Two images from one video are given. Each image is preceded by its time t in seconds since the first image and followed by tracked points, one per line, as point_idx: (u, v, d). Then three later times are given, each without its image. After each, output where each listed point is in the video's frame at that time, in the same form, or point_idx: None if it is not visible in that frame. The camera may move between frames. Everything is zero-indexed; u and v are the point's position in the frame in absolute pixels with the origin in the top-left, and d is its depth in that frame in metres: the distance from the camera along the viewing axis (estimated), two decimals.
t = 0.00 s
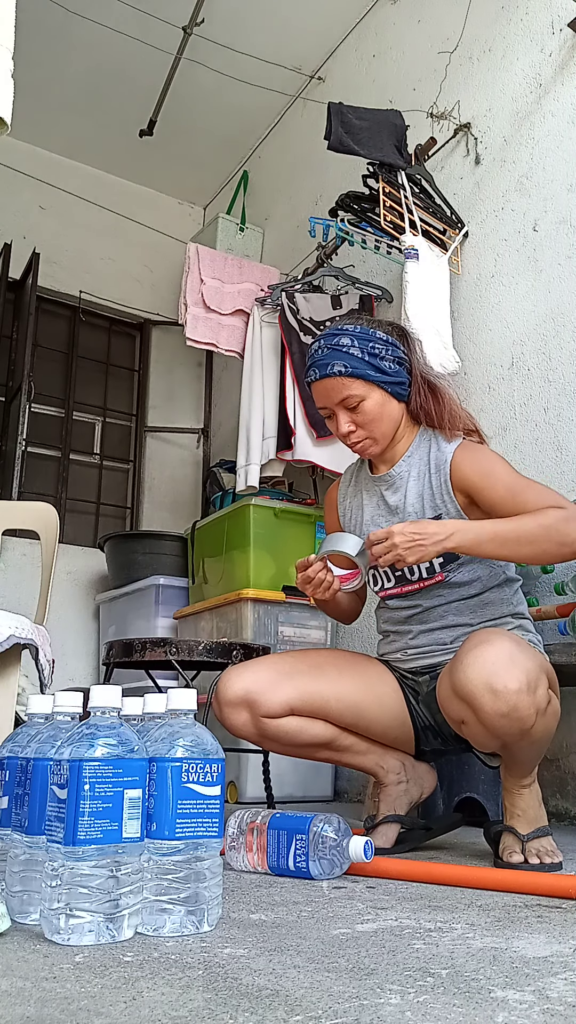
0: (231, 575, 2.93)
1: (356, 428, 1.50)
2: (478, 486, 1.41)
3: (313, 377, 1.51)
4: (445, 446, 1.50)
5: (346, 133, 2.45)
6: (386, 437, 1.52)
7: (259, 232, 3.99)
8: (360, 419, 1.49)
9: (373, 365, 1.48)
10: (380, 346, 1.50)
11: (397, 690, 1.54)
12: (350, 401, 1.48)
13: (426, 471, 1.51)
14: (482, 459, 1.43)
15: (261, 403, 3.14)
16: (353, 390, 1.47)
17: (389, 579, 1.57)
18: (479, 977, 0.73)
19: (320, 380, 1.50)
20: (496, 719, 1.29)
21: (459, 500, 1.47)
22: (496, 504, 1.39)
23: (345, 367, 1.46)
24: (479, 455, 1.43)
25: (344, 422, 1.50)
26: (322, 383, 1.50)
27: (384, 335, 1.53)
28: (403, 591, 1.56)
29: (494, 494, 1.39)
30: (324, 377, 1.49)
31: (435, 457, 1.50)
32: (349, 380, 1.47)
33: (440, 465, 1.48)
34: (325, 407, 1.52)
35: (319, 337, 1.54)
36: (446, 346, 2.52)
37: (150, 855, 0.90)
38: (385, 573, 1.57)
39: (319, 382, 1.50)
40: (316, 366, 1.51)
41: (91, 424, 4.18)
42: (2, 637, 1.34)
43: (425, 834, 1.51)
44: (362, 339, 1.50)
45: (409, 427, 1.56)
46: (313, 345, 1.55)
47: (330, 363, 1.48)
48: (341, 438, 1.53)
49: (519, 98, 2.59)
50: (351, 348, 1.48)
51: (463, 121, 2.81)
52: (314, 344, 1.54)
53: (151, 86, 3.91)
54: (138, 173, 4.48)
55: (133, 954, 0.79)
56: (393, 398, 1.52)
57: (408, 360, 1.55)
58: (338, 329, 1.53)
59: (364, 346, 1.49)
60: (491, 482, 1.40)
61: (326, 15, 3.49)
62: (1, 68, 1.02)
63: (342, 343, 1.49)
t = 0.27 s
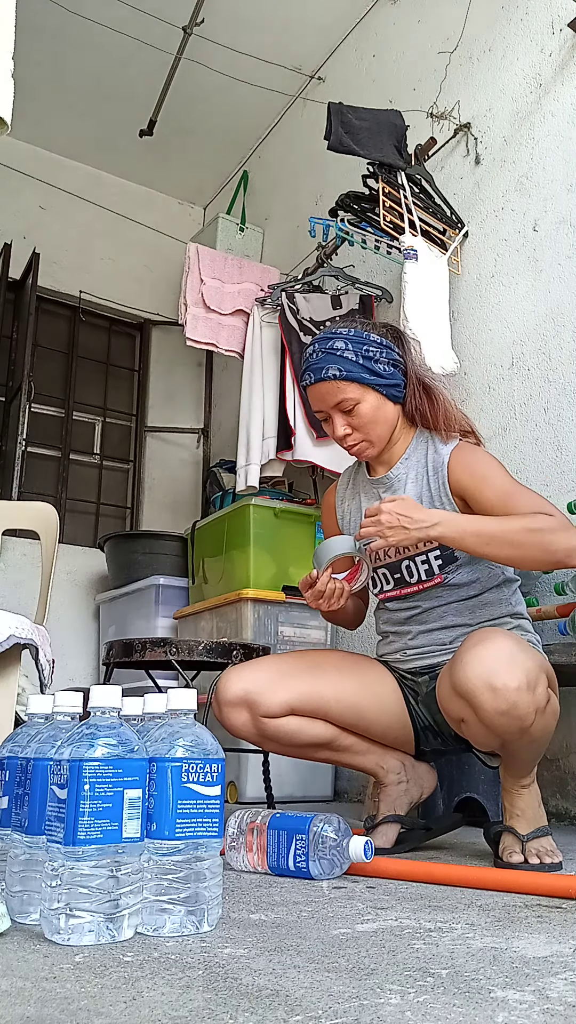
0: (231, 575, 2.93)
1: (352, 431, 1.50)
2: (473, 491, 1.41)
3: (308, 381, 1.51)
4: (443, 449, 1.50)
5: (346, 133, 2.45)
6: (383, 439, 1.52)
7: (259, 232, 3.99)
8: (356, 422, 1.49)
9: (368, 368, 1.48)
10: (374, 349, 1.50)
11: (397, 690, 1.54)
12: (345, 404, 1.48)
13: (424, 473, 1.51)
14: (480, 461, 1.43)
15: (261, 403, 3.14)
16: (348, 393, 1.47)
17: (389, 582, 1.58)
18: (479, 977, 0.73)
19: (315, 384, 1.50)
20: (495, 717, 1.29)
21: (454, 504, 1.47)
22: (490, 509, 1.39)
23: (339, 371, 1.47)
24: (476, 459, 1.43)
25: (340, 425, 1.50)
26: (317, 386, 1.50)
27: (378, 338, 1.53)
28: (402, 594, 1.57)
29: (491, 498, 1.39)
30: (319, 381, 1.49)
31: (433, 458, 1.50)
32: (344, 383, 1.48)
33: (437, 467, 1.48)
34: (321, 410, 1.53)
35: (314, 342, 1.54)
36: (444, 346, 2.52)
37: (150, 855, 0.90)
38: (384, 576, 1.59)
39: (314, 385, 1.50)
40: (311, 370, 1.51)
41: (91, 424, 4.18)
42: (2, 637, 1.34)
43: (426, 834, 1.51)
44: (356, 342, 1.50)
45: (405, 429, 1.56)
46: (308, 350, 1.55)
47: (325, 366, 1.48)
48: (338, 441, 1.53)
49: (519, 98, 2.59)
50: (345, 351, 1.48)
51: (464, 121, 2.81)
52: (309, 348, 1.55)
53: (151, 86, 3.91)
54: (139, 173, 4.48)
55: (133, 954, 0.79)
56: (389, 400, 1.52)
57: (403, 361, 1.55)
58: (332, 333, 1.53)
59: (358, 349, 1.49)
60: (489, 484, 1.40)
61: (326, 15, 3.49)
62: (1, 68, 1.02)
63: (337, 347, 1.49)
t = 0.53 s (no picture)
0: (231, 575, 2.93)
1: (351, 433, 1.50)
2: (471, 491, 1.41)
3: (305, 385, 1.51)
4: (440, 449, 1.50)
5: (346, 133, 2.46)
6: (381, 441, 1.52)
7: (259, 232, 3.99)
8: (354, 424, 1.49)
9: (365, 370, 1.48)
10: (370, 351, 1.50)
11: (396, 691, 1.54)
12: (343, 407, 1.48)
13: (422, 474, 1.51)
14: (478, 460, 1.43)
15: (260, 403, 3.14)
16: (345, 396, 1.47)
17: (388, 583, 1.58)
18: (479, 977, 0.73)
19: (312, 387, 1.49)
20: (499, 716, 1.29)
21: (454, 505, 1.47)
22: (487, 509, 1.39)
23: (336, 373, 1.46)
24: (473, 458, 1.43)
25: (338, 428, 1.50)
26: (314, 390, 1.50)
27: (374, 340, 1.52)
28: (402, 596, 1.57)
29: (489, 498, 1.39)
30: (316, 384, 1.49)
31: (431, 459, 1.50)
32: (342, 386, 1.47)
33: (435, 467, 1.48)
34: (318, 414, 1.52)
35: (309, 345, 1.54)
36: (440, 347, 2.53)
37: (150, 855, 0.90)
38: (384, 578, 1.59)
39: (312, 389, 1.50)
40: (308, 374, 1.51)
41: (91, 424, 4.18)
42: (2, 637, 1.34)
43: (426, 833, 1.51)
44: (352, 345, 1.49)
45: (402, 429, 1.56)
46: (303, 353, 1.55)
47: (321, 370, 1.48)
48: (336, 444, 1.53)
49: (519, 98, 2.59)
50: (341, 354, 1.48)
51: (464, 121, 2.81)
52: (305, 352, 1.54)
53: (151, 86, 3.91)
54: (139, 173, 4.48)
55: (133, 954, 0.79)
56: (386, 401, 1.52)
57: (399, 362, 1.54)
58: (328, 336, 1.52)
59: (354, 352, 1.49)
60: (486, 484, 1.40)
61: (326, 15, 3.49)
62: (1, 68, 1.02)
63: (333, 350, 1.49)
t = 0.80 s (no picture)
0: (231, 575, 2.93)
1: (352, 433, 1.50)
2: (471, 491, 1.42)
3: (306, 386, 1.51)
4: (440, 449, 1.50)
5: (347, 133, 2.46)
6: (382, 441, 1.52)
7: (259, 232, 3.99)
8: (355, 425, 1.49)
9: (365, 370, 1.48)
10: (370, 352, 1.50)
11: (395, 691, 1.54)
12: (344, 407, 1.48)
13: (422, 473, 1.51)
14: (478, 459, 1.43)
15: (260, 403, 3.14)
16: (346, 396, 1.47)
17: (387, 583, 1.58)
18: (479, 977, 0.73)
19: (313, 387, 1.49)
20: (498, 717, 1.29)
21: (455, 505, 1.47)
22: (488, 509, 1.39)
23: (336, 374, 1.46)
24: (473, 457, 1.43)
25: (339, 428, 1.50)
26: (315, 391, 1.50)
27: (374, 341, 1.52)
28: (401, 595, 1.57)
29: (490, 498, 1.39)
30: (317, 385, 1.49)
31: (431, 459, 1.50)
32: (343, 386, 1.47)
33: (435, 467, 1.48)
34: (319, 414, 1.52)
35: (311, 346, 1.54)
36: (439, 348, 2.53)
37: (150, 855, 0.90)
38: (383, 577, 1.58)
39: (312, 390, 1.50)
40: (308, 375, 1.51)
41: (91, 424, 4.18)
42: (2, 637, 1.34)
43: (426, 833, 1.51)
44: (352, 346, 1.49)
45: (403, 429, 1.56)
46: (304, 354, 1.55)
47: (322, 370, 1.48)
48: (337, 444, 1.53)
49: (519, 98, 2.59)
50: (341, 354, 1.48)
51: (463, 121, 2.81)
52: (306, 353, 1.54)
53: (150, 86, 3.91)
54: (139, 174, 4.48)
55: (133, 954, 0.79)
56: (387, 401, 1.51)
57: (399, 362, 1.54)
58: (328, 337, 1.52)
59: (355, 352, 1.49)
60: (487, 483, 1.40)
61: (326, 15, 3.49)
62: (1, 68, 1.02)
63: (333, 351, 1.49)
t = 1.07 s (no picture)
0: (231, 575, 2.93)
1: (350, 434, 1.50)
2: (472, 491, 1.42)
3: (304, 386, 1.51)
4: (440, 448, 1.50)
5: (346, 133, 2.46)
6: (380, 441, 1.52)
7: (259, 232, 3.99)
8: (353, 426, 1.49)
9: (363, 371, 1.47)
10: (368, 351, 1.49)
11: (395, 690, 1.55)
12: (341, 408, 1.48)
13: (422, 473, 1.51)
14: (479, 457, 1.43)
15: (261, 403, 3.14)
16: (344, 397, 1.47)
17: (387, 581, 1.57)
18: (479, 977, 0.73)
19: (311, 388, 1.49)
20: (501, 717, 1.29)
21: (456, 504, 1.47)
22: (488, 508, 1.40)
23: (334, 375, 1.46)
24: (472, 457, 1.43)
25: (337, 429, 1.50)
26: (313, 391, 1.49)
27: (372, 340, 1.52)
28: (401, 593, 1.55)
29: (490, 497, 1.39)
30: (315, 386, 1.49)
31: (431, 459, 1.50)
32: (340, 387, 1.47)
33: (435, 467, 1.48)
34: (317, 414, 1.52)
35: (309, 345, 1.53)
36: (440, 348, 2.54)
37: (150, 855, 0.90)
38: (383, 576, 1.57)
39: (310, 390, 1.50)
40: (306, 375, 1.51)
41: (91, 424, 4.18)
42: (2, 637, 1.34)
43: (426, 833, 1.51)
44: (350, 345, 1.49)
45: (402, 429, 1.56)
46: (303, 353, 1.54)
47: (320, 371, 1.48)
48: (335, 444, 1.53)
49: (519, 98, 2.59)
50: (339, 355, 1.47)
51: (463, 121, 2.81)
52: (304, 352, 1.54)
53: (150, 86, 3.91)
54: (139, 174, 4.48)
55: (133, 954, 0.79)
56: (385, 401, 1.51)
57: (398, 361, 1.53)
58: (326, 336, 1.52)
59: (352, 352, 1.48)
60: (486, 482, 1.40)
61: (326, 15, 3.49)
62: (1, 69, 1.03)
63: (330, 351, 1.48)
